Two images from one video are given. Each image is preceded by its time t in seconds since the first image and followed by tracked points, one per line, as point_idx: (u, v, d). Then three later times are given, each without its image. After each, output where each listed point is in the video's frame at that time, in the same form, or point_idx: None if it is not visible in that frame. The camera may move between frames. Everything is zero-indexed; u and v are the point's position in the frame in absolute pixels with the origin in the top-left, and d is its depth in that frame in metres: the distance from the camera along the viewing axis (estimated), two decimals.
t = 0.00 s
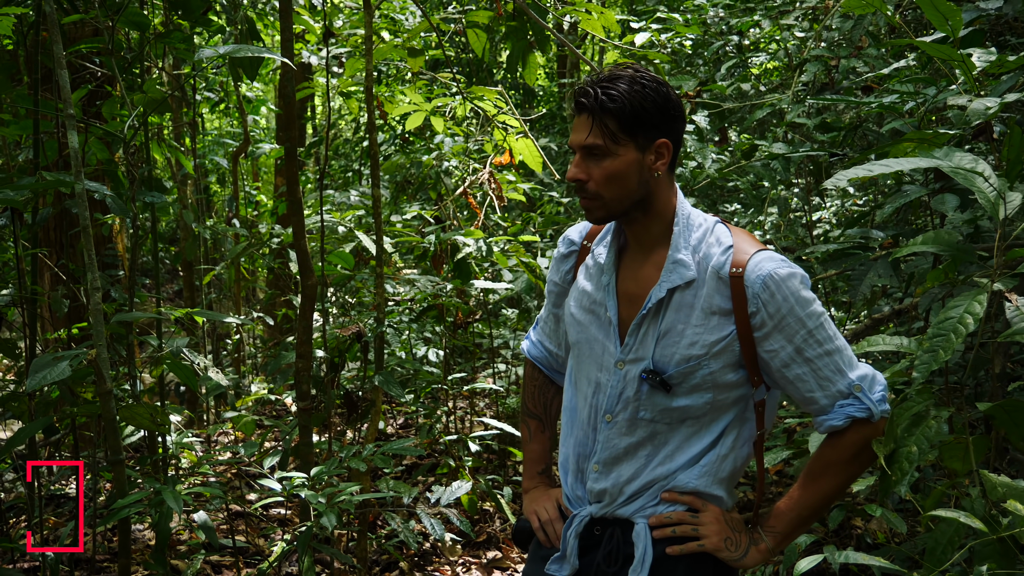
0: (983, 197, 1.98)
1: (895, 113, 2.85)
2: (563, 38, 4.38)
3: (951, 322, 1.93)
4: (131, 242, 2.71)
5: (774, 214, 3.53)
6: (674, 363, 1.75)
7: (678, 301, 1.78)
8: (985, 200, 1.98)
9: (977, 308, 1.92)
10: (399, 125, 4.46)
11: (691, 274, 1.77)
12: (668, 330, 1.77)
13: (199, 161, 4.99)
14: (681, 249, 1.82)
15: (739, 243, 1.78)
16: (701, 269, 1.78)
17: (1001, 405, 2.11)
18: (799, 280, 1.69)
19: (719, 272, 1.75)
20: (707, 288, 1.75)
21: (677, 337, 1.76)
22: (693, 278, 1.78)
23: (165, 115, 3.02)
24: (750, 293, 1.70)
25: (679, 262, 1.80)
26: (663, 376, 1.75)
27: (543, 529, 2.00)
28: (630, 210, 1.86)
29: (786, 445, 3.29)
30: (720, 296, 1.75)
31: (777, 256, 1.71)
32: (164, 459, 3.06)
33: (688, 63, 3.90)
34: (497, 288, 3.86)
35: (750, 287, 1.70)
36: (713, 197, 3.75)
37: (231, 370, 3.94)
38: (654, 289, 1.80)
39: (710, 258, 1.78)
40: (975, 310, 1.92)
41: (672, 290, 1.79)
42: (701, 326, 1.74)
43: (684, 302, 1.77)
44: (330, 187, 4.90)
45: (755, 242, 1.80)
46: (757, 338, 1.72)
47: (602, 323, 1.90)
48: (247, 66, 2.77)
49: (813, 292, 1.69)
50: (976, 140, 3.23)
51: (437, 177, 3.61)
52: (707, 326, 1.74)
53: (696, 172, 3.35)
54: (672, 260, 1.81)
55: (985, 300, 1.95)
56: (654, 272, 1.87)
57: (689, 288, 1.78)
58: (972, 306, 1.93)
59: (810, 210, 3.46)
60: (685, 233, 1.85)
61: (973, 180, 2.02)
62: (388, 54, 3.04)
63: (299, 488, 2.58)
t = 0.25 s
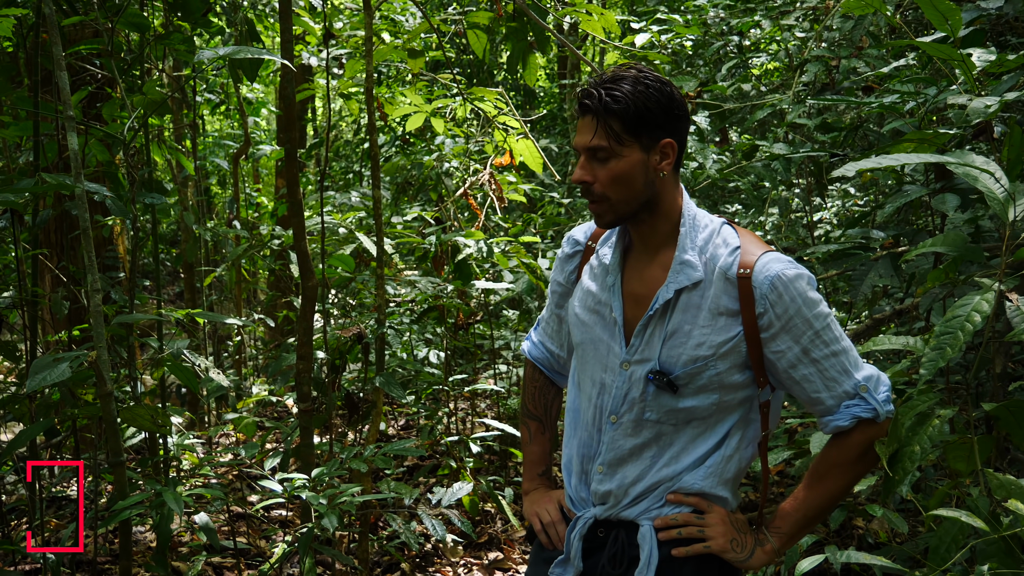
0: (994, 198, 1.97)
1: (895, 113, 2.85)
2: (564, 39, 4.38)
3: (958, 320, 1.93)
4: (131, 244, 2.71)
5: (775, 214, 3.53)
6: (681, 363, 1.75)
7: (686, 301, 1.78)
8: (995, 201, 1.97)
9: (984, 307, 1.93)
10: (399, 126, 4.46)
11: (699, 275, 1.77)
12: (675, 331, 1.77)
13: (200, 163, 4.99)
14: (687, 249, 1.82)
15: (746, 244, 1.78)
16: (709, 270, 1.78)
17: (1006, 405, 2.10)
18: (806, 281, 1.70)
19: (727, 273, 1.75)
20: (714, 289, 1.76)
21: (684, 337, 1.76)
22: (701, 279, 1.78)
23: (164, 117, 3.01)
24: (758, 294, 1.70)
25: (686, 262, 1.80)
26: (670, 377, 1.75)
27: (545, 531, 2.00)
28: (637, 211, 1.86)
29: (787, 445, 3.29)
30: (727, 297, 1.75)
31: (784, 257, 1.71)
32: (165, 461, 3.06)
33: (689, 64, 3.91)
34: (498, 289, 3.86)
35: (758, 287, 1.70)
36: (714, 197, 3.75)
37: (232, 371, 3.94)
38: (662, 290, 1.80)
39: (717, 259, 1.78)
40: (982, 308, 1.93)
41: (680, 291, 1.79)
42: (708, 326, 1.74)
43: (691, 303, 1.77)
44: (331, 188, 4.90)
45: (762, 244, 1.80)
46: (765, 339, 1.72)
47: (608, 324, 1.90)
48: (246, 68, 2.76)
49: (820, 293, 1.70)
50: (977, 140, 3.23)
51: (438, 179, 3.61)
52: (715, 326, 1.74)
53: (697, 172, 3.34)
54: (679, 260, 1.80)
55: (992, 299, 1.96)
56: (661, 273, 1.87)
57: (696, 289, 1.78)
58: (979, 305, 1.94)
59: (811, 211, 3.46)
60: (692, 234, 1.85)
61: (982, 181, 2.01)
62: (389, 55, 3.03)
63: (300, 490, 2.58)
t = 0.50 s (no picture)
0: (993, 199, 1.96)
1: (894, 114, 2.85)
2: (565, 40, 4.39)
3: (957, 321, 1.93)
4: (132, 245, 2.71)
5: (776, 215, 3.54)
6: (686, 364, 1.75)
7: (691, 303, 1.78)
8: (995, 202, 1.96)
9: (983, 307, 1.93)
10: (400, 126, 4.46)
11: (705, 277, 1.77)
12: (680, 332, 1.78)
13: (200, 164, 5.00)
14: (695, 251, 1.82)
15: (753, 246, 1.78)
16: (715, 272, 1.78)
17: (1006, 406, 2.11)
18: (812, 283, 1.70)
19: (733, 274, 1.75)
20: (720, 291, 1.76)
21: (689, 339, 1.76)
22: (707, 281, 1.78)
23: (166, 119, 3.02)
24: (764, 296, 1.70)
25: (692, 264, 1.80)
26: (675, 378, 1.75)
27: (546, 532, 2.01)
28: (650, 215, 1.86)
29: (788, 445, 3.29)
30: (733, 298, 1.75)
31: (791, 258, 1.71)
32: (166, 462, 3.06)
33: (690, 64, 3.92)
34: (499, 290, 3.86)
35: (763, 288, 1.70)
36: (715, 198, 3.75)
37: (233, 372, 3.94)
38: (668, 291, 1.80)
39: (724, 261, 1.78)
40: (981, 309, 1.93)
41: (686, 292, 1.79)
42: (713, 328, 1.74)
43: (697, 305, 1.77)
44: (331, 189, 4.90)
45: (769, 247, 1.80)
46: (769, 340, 1.72)
47: (612, 324, 1.91)
48: (248, 69, 2.76)
49: (825, 296, 1.70)
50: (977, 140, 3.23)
51: (439, 179, 3.61)
52: (720, 328, 1.74)
53: (698, 173, 3.35)
54: (685, 262, 1.81)
55: (992, 299, 1.95)
56: (666, 274, 1.87)
57: (702, 291, 1.78)
58: (978, 306, 1.94)
59: (812, 211, 3.47)
60: (698, 236, 1.85)
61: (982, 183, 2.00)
62: (389, 56, 3.02)
63: (300, 491, 2.58)
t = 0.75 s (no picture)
0: (983, 202, 1.98)
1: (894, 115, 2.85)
2: (566, 41, 4.39)
3: (955, 323, 1.94)
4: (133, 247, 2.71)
5: (777, 216, 3.54)
6: (685, 365, 1.75)
7: (689, 304, 1.78)
8: (984, 205, 1.98)
9: (981, 309, 1.93)
10: (401, 127, 4.47)
11: (702, 277, 1.77)
12: (678, 333, 1.78)
13: (201, 165, 5.00)
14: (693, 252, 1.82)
15: (749, 245, 1.78)
16: (711, 272, 1.78)
17: (1004, 408, 2.11)
18: (810, 282, 1.69)
19: (730, 274, 1.75)
20: (717, 291, 1.76)
21: (687, 339, 1.76)
22: (704, 281, 1.78)
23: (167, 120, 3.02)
24: (760, 295, 1.70)
25: (689, 265, 1.80)
26: (673, 379, 1.75)
27: (549, 534, 2.02)
28: (655, 218, 1.86)
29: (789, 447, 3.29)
30: (730, 298, 1.75)
31: (787, 256, 1.71)
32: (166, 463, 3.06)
33: (691, 66, 3.92)
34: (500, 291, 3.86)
35: (761, 287, 1.70)
36: (716, 199, 3.76)
37: (233, 373, 3.94)
38: (666, 293, 1.80)
39: (720, 260, 1.78)
40: (980, 310, 1.93)
41: (684, 293, 1.79)
42: (711, 328, 1.75)
43: (695, 305, 1.77)
44: (332, 190, 4.91)
45: (766, 246, 1.80)
46: (767, 340, 1.72)
47: (612, 327, 1.91)
48: (248, 70, 2.76)
49: (823, 294, 1.69)
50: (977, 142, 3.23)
51: (439, 181, 3.61)
52: (717, 328, 1.74)
53: (698, 174, 3.36)
54: (682, 263, 1.81)
55: (989, 300, 1.95)
56: (664, 275, 1.88)
57: (699, 291, 1.78)
58: (976, 307, 1.94)
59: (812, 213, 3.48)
60: (695, 236, 1.85)
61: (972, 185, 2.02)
62: (390, 57, 3.01)
63: (300, 492, 2.57)
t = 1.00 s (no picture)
0: (983, 200, 1.98)
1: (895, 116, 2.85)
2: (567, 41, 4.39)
3: (955, 324, 1.94)
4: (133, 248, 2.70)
5: (777, 217, 3.54)
6: (684, 366, 1.75)
7: (687, 304, 1.78)
8: (984, 202, 1.98)
9: (981, 310, 1.93)
10: (402, 128, 4.46)
11: (700, 278, 1.77)
12: (677, 334, 1.78)
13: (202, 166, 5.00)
14: (691, 253, 1.82)
15: (747, 245, 1.78)
16: (709, 272, 1.78)
17: (1003, 408, 2.11)
18: (809, 282, 1.69)
19: (728, 274, 1.75)
20: (715, 291, 1.75)
21: (686, 340, 1.76)
22: (702, 281, 1.77)
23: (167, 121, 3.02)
24: (759, 295, 1.70)
25: (687, 266, 1.80)
26: (673, 380, 1.75)
27: (550, 534, 2.02)
28: (656, 220, 1.87)
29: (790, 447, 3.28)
30: (729, 299, 1.75)
31: (784, 256, 1.71)
32: (166, 464, 3.05)
33: (693, 66, 3.92)
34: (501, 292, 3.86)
35: (759, 287, 1.70)
36: (717, 200, 3.75)
37: (233, 375, 3.93)
38: (664, 294, 1.80)
39: (718, 260, 1.78)
40: (979, 311, 1.93)
41: (682, 294, 1.79)
42: (710, 328, 1.74)
43: (693, 306, 1.77)
44: (332, 190, 4.90)
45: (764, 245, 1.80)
46: (766, 340, 1.72)
47: (611, 328, 1.91)
48: (248, 72, 2.76)
49: (821, 293, 1.69)
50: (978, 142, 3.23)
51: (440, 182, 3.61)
52: (716, 328, 1.74)
53: (699, 174, 3.35)
54: (680, 264, 1.81)
55: (988, 301, 1.95)
56: (663, 276, 1.87)
57: (698, 292, 1.78)
58: (975, 308, 1.94)
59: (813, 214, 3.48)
60: (693, 236, 1.85)
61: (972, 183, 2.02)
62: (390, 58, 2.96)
63: (301, 492, 2.57)
